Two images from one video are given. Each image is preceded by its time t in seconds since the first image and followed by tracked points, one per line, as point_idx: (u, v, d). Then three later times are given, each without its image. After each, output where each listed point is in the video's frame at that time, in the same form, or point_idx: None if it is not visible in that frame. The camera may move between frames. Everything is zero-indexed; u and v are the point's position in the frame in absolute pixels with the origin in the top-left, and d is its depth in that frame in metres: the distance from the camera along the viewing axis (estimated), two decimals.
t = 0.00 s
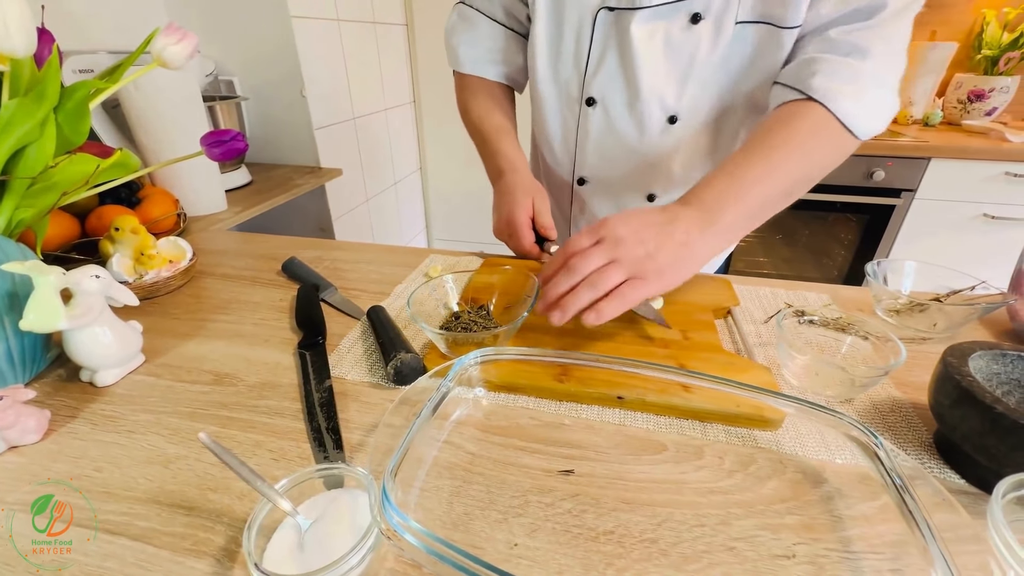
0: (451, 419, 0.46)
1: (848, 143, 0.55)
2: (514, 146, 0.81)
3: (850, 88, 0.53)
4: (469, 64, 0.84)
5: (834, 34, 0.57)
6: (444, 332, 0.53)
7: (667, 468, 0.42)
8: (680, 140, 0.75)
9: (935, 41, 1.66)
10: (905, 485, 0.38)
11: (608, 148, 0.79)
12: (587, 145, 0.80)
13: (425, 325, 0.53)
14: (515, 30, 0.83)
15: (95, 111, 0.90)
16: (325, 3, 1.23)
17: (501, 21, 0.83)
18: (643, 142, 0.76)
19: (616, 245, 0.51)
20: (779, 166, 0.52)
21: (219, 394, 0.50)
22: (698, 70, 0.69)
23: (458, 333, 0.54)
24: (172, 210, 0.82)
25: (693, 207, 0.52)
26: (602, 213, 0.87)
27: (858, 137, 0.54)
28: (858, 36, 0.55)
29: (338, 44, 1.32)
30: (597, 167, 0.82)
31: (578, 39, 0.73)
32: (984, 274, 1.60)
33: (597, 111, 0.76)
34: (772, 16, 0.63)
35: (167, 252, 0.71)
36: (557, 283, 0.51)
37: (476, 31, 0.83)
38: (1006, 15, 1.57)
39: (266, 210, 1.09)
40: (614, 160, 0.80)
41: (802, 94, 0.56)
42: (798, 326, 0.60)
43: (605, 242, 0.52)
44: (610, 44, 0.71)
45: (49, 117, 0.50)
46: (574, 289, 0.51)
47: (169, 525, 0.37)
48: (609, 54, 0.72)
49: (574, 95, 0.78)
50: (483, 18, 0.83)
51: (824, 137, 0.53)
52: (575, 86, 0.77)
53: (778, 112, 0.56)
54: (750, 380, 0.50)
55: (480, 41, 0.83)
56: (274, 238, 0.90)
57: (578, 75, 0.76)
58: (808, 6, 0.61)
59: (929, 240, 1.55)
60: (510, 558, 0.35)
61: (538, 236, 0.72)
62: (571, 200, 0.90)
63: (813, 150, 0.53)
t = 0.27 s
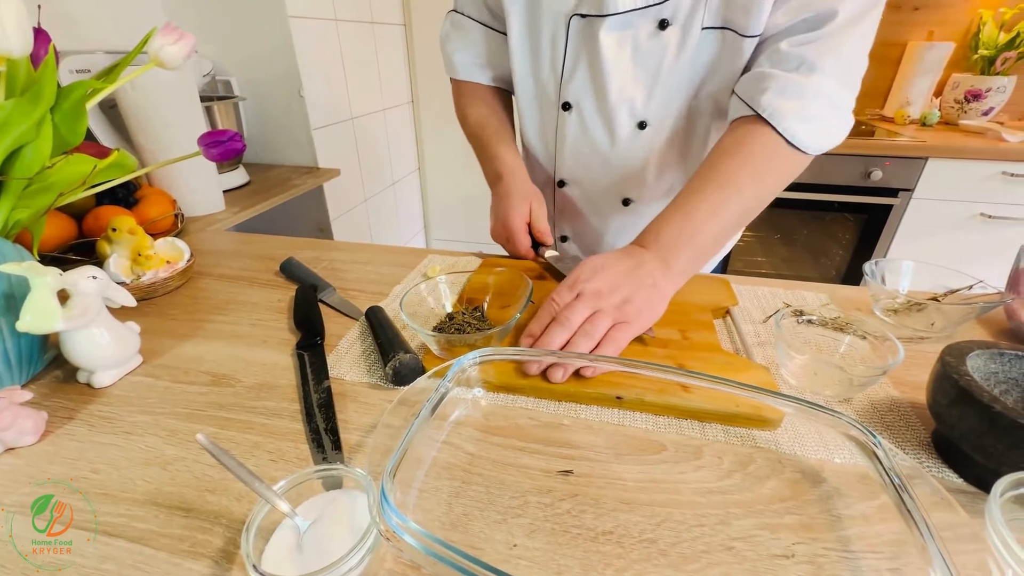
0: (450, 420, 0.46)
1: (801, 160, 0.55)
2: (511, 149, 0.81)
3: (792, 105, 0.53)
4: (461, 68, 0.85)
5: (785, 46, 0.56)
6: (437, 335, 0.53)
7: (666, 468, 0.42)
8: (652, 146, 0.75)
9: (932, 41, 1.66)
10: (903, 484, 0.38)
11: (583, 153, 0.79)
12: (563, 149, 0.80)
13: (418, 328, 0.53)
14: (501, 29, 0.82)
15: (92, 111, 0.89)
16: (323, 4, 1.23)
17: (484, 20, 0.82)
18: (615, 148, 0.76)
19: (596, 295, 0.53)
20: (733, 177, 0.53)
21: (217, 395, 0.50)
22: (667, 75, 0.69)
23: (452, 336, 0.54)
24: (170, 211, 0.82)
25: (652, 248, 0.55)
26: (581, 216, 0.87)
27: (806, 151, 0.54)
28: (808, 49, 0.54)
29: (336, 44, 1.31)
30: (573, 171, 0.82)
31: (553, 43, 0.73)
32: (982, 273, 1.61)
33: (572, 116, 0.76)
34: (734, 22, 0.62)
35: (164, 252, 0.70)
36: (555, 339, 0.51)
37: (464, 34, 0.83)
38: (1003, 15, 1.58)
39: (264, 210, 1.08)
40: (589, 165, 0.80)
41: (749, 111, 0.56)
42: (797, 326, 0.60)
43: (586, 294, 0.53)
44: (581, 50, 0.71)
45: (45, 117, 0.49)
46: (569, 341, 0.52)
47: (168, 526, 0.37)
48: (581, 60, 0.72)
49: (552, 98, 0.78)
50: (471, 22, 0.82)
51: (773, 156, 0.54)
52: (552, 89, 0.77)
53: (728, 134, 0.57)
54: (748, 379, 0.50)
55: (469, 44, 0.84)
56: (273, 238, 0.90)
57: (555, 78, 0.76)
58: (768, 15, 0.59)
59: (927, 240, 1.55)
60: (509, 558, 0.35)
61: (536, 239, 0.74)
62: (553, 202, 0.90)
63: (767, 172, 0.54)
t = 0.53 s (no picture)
0: (447, 422, 0.46)
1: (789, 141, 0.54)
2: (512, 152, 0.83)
3: (760, 80, 0.51)
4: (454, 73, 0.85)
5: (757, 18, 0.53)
6: (437, 336, 0.53)
7: (665, 468, 0.42)
8: (645, 133, 0.74)
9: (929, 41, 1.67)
10: (900, 483, 0.38)
11: (574, 148, 0.78)
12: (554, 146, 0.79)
13: (417, 329, 0.53)
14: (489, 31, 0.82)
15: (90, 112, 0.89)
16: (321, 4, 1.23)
17: (473, 22, 0.82)
18: (608, 138, 0.75)
19: (588, 302, 0.55)
20: (716, 169, 0.53)
21: (216, 396, 0.50)
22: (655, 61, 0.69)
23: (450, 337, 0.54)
24: (168, 211, 0.82)
25: (642, 252, 0.56)
26: (579, 213, 0.87)
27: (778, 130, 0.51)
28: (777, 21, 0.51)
29: (334, 44, 1.31)
30: (567, 167, 0.81)
31: (537, 41, 0.74)
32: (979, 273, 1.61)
33: (561, 113, 0.76)
34: None
35: (162, 253, 0.70)
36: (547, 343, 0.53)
37: (455, 38, 0.84)
38: (999, 16, 1.58)
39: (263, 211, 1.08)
40: (582, 159, 0.79)
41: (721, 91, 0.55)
42: (795, 325, 0.60)
43: (578, 301, 0.55)
44: (568, 44, 0.71)
45: (43, 117, 0.49)
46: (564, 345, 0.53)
47: (167, 528, 0.37)
48: (568, 54, 0.72)
49: (541, 96, 0.78)
50: (462, 25, 0.83)
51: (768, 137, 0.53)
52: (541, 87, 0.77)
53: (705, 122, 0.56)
54: (746, 379, 0.50)
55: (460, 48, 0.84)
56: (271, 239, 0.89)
57: (543, 77, 0.76)
58: None
59: (924, 240, 1.56)
60: (508, 559, 0.35)
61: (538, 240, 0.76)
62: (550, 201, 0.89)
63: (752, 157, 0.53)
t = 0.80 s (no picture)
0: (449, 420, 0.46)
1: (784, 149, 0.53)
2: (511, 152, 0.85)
3: (753, 97, 0.49)
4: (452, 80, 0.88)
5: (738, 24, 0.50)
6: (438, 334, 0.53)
7: (666, 466, 0.43)
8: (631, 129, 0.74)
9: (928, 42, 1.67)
10: (898, 479, 0.38)
11: (564, 152, 0.78)
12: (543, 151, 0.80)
13: (419, 327, 0.53)
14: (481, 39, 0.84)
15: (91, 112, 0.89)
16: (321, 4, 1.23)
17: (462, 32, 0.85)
18: (595, 138, 0.76)
19: (588, 304, 0.56)
20: (707, 176, 0.52)
21: (219, 395, 0.50)
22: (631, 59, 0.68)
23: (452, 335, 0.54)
24: (169, 211, 0.82)
25: (641, 257, 0.57)
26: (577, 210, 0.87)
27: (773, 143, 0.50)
28: (762, 28, 0.48)
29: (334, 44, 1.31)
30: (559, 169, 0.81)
31: (517, 47, 0.75)
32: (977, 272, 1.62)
33: (547, 118, 0.77)
34: None
35: (164, 252, 0.70)
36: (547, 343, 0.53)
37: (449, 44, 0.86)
38: (997, 16, 1.59)
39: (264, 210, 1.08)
40: (573, 160, 0.79)
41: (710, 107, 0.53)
42: (794, 324, 0.60)
43: (578, 303, 0.56)
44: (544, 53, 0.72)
45: (46, 118, 0.49)
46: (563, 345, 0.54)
47: (172, 524, 0.37)
48: (545, 61, 0.72)
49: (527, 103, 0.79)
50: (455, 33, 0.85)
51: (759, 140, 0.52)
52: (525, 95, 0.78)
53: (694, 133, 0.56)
54: (746, 377, 0.50)
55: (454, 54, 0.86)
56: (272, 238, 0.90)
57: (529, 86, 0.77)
58: None
59: (923, 239, 1.56)
60: (510, 555, 0.35)
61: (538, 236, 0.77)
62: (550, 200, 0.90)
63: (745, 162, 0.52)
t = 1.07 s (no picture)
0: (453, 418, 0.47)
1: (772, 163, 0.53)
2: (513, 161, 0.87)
3: (753, 120, 0.50)
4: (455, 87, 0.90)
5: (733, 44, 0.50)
6: (440, 331, 0.53)
7: (667, 461, 0.43)
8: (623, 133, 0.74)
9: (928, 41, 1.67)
10: (897, 474, 0.39)
11: (558, 157, 0.79)
12: (538, 157, 0.81)
13: (422, 325, 0.54)
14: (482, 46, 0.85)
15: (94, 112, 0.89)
16: (322, 4, 1.23)
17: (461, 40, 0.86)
18: (589, 143, 0.76)
19: (589, 300, 0.56)
20: (702, 180, 0.53)
21: (223, 392, 0.51)
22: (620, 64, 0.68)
23: (453, 332, 0.54)
24: (172, 211, 0.83)
25: (639, 259, 0.57)
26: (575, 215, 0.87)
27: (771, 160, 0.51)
28: (761, 48, 0.48)
29: (334, 44, 1.32)
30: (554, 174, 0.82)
31: (511, 55, 0.77)
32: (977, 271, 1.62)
33: (541, 126, 0.78)
34: None
35: (168, 251, 0.71)
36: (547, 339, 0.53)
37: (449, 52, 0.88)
38: (997, 16, 1.59)
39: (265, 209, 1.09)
40: (568, 165, 0.79)
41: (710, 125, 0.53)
42: (794, 322, 0.61)
43: (579, 300, 0.56)
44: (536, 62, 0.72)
45: (52, 117, 0.50)
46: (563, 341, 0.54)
47: (178, 520, 0.38)
48: (537, 69, 0.73)
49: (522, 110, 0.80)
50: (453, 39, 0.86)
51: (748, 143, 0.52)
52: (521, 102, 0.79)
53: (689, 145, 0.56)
54: (746, 374, 0.51)
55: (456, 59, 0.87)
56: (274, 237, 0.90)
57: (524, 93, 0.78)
58: None
59: (922, 238, 1.56)
60: (514, 549, 0.36)
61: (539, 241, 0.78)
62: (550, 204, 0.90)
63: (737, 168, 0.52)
